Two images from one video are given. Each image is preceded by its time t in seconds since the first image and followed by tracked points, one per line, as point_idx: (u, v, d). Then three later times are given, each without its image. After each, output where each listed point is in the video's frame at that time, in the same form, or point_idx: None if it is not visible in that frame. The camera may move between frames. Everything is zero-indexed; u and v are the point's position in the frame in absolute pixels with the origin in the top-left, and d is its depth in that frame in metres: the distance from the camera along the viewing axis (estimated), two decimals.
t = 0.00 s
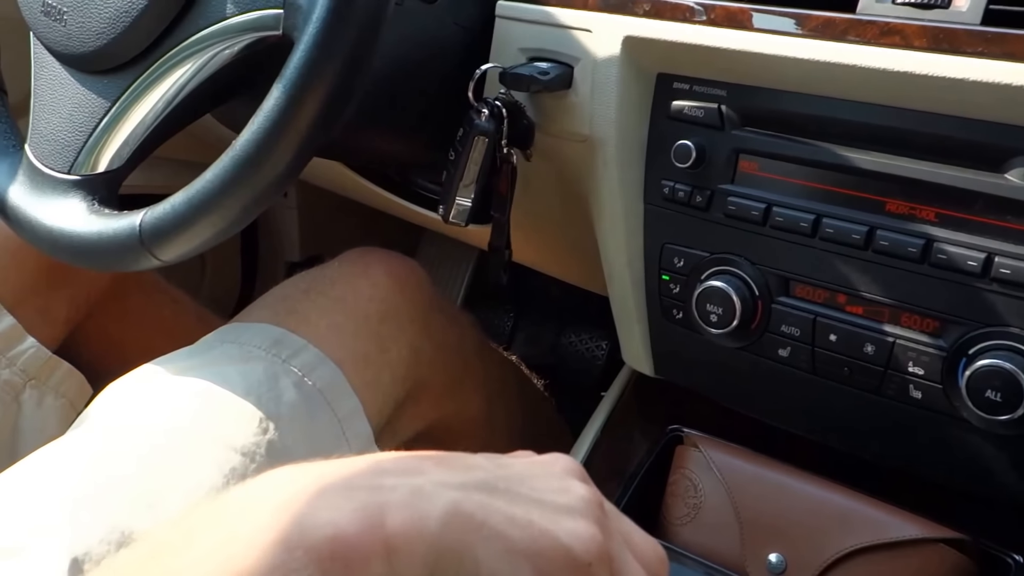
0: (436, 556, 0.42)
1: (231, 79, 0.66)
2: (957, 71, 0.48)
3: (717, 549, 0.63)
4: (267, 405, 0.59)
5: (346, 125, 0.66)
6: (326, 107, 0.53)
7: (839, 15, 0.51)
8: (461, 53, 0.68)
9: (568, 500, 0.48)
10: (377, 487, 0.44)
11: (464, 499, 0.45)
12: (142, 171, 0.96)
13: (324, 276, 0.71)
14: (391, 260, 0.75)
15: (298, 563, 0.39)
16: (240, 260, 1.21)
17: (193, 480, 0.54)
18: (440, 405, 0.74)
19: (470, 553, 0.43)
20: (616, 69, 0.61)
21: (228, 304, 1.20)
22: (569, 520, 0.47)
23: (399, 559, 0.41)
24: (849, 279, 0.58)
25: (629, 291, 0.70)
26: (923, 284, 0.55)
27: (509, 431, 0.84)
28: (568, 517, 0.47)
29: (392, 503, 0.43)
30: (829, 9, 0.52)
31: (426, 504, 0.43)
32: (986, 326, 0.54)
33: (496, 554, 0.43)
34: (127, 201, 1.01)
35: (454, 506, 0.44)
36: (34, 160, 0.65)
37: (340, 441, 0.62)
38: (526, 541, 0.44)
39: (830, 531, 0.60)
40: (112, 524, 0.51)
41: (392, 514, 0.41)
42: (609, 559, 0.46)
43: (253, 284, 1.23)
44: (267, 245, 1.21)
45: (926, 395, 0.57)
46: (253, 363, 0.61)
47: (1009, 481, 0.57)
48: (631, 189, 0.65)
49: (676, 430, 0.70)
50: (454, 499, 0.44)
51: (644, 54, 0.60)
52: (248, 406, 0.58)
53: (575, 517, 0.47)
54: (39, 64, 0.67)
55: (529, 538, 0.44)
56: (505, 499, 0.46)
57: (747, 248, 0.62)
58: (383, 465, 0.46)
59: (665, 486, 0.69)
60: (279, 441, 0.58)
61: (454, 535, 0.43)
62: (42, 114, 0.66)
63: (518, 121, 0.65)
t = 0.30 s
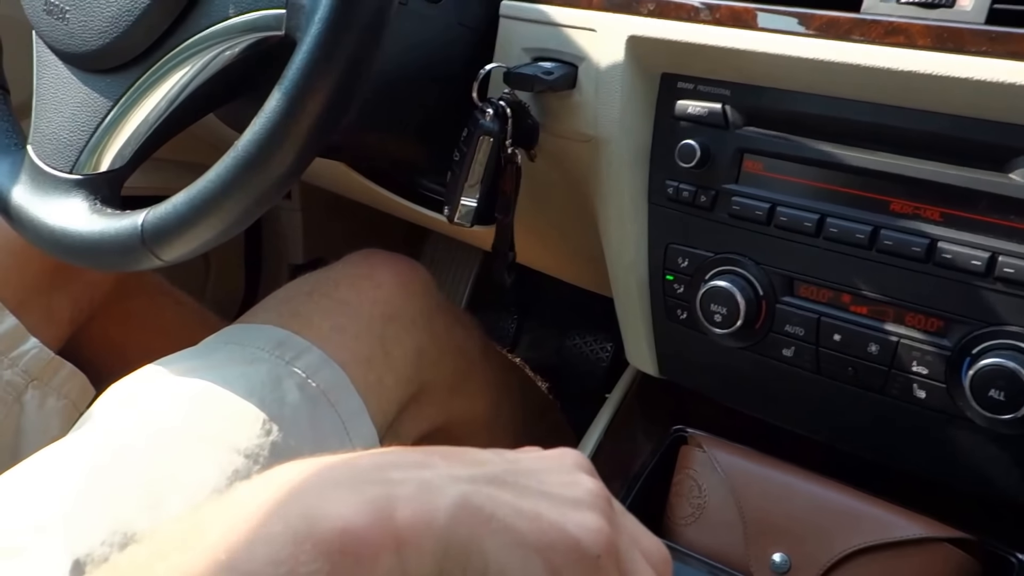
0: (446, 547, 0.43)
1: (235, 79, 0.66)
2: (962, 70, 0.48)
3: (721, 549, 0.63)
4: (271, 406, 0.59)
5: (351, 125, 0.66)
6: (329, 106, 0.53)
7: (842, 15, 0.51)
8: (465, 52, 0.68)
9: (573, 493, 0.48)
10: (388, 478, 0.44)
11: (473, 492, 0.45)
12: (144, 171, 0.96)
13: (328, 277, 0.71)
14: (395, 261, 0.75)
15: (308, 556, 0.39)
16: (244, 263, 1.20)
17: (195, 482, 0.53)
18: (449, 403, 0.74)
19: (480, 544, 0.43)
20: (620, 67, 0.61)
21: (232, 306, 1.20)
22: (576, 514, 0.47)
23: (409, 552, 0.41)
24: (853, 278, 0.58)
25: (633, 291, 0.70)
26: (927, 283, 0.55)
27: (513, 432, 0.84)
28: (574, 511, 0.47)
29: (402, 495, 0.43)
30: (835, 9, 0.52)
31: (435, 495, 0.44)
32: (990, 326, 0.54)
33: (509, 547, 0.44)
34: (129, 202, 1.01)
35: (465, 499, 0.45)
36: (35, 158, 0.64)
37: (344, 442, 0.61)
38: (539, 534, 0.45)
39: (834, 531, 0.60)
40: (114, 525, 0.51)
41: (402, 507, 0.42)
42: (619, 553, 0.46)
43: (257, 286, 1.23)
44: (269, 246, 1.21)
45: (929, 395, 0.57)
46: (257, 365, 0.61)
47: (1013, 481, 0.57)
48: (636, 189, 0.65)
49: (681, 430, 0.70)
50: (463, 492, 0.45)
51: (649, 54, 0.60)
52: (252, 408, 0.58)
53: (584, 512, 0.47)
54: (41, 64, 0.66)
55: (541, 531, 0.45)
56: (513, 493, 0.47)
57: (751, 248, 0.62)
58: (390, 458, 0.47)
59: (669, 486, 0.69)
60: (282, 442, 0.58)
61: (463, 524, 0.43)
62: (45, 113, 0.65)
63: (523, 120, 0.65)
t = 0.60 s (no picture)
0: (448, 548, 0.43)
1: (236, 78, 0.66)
2: (965, 70, 0.48)
3: (724, 548, 0.63)
4: (273, 405, 0.58)
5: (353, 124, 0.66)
6: (332, 105, 0.53)
7: (845, 14, 0.51)
8: (467, 51, 0.68)
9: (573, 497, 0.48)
10: (384, 507, 0.44)
11: (468, 510, 0.45)
12: (144, 171, 0.96)
13: (329, 277, 0.71)
14: (396, 261, 0.75)
15: None
16: (245, 262, 1.20)
17: (197, 482, 0.53)
18: (451, 403, 0.74)
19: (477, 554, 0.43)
20: (622, 66, 0.61)
21: (233, 305, 1.19)
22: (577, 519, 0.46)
23: None
24: (855, 278, 0.58)
25: (635, 291, 0.70)
26: (929, 282, 0.55)
27: (516, 431, 0.84)
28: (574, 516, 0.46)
29: (394, 521, 0.42)
30: (837, 9, 0.52)
31: (428, 518, 0.43)
32: (991, 324, 0.54)
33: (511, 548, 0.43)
34: (129, 201, 1.00)
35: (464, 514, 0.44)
36: (35, 158, 0.64)
37: (348, 441, 0.61)
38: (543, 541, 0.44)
39: (836, 529, 0.60)
40: (116, 527, 0.51)
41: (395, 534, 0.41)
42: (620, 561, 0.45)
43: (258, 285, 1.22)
44: (270, 246, 1.21)
45: (931, 394, 0.57)
46: (260, 364, 0.61)
47: (1014, 480, 0.57)
48: (638, 189, 0.65)
49: (683, 429, 0.70)
50: (458, 512, 0.44)
51: (651, 53, 0.60)
52: (254, 408, 0.58)
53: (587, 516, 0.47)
54: (42, 63, 0.66)
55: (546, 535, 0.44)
56: (510, 507, 0.46)
57: (754, 247, 0.62)
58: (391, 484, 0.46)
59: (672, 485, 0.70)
60: (285, 441, 0.57)
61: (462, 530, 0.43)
62: (45, 113, 0.65)
63: (524, 120, 0.65)
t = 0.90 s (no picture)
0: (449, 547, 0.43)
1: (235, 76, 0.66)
2: (965, 69, 0.48)
3: (726, 548, 0.63)
4: (274, 404, 0.58)
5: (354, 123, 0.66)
6: (334, 103, 0.53)
7: (846, 13, 0.51)
8: (468, 50, 0.68)
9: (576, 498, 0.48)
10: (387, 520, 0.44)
11: (470, 523, 0.44)
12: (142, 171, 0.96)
13: (330, 276, 0.71)
14: (397, 260, 0.74)
15: None
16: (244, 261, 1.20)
17: (198, 482, 0.53)
18: (451, 402, 0.74)
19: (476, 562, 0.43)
20: (623, 65, 0.61)
21: (232, 305, 1.19)
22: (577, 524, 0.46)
23: None
24: (856, 277, 0.58)
25: (637, 290, 0.70)
26: (930, 281, 0.55)
27: (517, 431, 0.84)
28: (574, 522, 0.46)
29: (398, 536, 0.42)
30: (838, 8, 0.52)
31: (432, 529, 0.43)
32: (992, 323, 0.54)
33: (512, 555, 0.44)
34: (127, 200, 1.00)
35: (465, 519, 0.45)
36: (36, 158, 0.64)
37: (348, 440, 0.62)
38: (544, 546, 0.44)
39: (837, 528, 0.60)
40: (117, 527, 0.50)
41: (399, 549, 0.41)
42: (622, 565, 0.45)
43: (257, 284, 1.22)
44: (269, 245, 1.20)
45: (932, 393, 0.58)
46: (260, 363, 0.61)
47: (1013, 479, 0.57)
48: (639, 188, 0.65)
49: (684, 428, 0.70)
50: (460, 524, 0.44)
51: (652, 52, 0.60)
52: (254, 407, 0.58)
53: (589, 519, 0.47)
54: (42, 62, 0.66)
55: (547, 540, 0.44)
56: (512, 513, 0.46)
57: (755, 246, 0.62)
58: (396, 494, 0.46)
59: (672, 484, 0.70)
60: (285, 440, 0.57)
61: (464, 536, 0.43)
62: (45, 112, 0.65)
63: (526, 120, 0.66)
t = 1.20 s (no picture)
0: (455, 551, 0.43)
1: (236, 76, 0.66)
2: (966, 68, 0.48)
3: (726, 547, 0.63)
4: (273, 403, 0.58)
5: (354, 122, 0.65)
6: (335, 101, 0.52)
7: (847, 12, 0.51)
8: (468, 49, 0.68)
9: (571, 498, 0.48)
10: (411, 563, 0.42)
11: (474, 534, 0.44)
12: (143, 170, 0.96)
13: (331, 274, 0.71)
14: (397, 259, 0.74)
15: None
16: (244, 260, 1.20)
17: (198, 480, 0.53)
18: (451, 402, 0.74)
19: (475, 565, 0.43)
20: (623, 64, 0.61)
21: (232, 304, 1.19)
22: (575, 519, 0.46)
23: None
24: (857, 276, 0.58)
25: (637, 289, 0.70)
26: (930, 281, 0.55)
27: (518, 430, 0.84)
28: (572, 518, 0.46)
29: None
30: (838, 7, 0.52)
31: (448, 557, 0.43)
32: (993, 322, 0.54)
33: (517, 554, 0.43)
34: (128, 199, 1.00)
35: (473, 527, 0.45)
36: (37, 159, 0.64)
37: (347, 440, 0.62)
38: (547, 544, 0.44)
39: (838, 528, 0.60)
40: (117, 526, 0.50)
41: None
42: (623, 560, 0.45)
43: (257, 283, 1.22)
44: (269, 244, 1.20)
45: (933, 392, 0.57)
46: (260, 362, 0.61)
47: (1015, 480, 0.57)
48: (640, 186, 0.65)
49: (685, 428, 0.70)
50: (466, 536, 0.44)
51: (652, 51, 0.60)
52: (254, 405, 0.58)
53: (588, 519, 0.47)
54: (42, 62, 0.66)
55: (551, 538, 0.44)
56: (513, 514, 0.46)
57: (756, 246, 0.62)
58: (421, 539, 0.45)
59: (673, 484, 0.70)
60: (285, 440, 0.57)
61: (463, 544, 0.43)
62: (47, 112, 0.65)
63: (525, 118, 0.65)
